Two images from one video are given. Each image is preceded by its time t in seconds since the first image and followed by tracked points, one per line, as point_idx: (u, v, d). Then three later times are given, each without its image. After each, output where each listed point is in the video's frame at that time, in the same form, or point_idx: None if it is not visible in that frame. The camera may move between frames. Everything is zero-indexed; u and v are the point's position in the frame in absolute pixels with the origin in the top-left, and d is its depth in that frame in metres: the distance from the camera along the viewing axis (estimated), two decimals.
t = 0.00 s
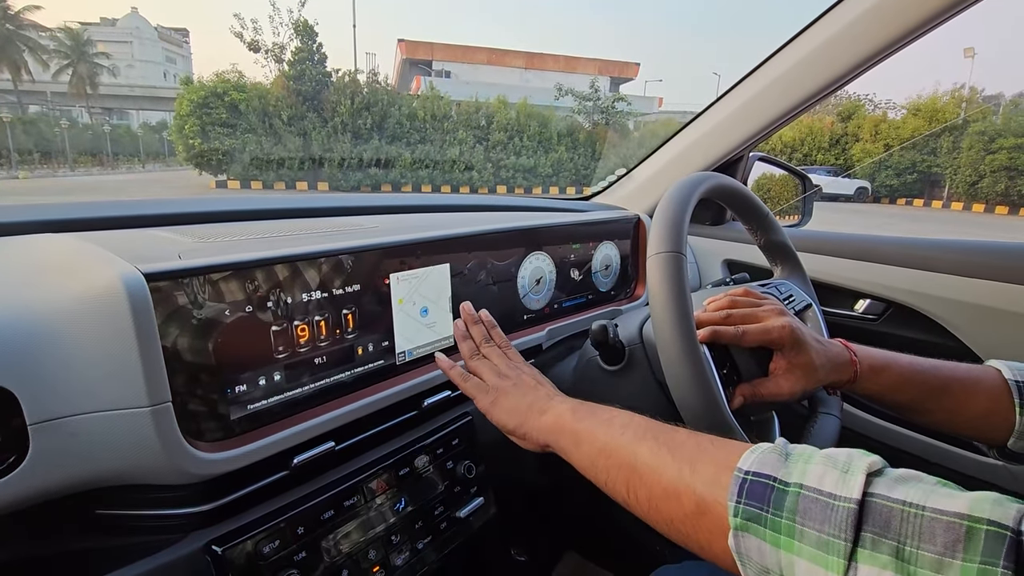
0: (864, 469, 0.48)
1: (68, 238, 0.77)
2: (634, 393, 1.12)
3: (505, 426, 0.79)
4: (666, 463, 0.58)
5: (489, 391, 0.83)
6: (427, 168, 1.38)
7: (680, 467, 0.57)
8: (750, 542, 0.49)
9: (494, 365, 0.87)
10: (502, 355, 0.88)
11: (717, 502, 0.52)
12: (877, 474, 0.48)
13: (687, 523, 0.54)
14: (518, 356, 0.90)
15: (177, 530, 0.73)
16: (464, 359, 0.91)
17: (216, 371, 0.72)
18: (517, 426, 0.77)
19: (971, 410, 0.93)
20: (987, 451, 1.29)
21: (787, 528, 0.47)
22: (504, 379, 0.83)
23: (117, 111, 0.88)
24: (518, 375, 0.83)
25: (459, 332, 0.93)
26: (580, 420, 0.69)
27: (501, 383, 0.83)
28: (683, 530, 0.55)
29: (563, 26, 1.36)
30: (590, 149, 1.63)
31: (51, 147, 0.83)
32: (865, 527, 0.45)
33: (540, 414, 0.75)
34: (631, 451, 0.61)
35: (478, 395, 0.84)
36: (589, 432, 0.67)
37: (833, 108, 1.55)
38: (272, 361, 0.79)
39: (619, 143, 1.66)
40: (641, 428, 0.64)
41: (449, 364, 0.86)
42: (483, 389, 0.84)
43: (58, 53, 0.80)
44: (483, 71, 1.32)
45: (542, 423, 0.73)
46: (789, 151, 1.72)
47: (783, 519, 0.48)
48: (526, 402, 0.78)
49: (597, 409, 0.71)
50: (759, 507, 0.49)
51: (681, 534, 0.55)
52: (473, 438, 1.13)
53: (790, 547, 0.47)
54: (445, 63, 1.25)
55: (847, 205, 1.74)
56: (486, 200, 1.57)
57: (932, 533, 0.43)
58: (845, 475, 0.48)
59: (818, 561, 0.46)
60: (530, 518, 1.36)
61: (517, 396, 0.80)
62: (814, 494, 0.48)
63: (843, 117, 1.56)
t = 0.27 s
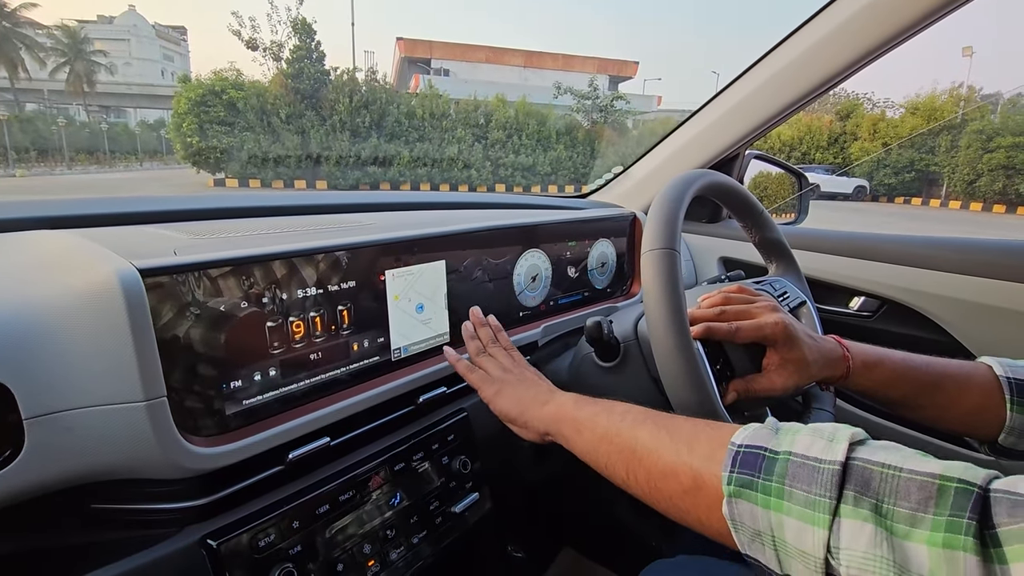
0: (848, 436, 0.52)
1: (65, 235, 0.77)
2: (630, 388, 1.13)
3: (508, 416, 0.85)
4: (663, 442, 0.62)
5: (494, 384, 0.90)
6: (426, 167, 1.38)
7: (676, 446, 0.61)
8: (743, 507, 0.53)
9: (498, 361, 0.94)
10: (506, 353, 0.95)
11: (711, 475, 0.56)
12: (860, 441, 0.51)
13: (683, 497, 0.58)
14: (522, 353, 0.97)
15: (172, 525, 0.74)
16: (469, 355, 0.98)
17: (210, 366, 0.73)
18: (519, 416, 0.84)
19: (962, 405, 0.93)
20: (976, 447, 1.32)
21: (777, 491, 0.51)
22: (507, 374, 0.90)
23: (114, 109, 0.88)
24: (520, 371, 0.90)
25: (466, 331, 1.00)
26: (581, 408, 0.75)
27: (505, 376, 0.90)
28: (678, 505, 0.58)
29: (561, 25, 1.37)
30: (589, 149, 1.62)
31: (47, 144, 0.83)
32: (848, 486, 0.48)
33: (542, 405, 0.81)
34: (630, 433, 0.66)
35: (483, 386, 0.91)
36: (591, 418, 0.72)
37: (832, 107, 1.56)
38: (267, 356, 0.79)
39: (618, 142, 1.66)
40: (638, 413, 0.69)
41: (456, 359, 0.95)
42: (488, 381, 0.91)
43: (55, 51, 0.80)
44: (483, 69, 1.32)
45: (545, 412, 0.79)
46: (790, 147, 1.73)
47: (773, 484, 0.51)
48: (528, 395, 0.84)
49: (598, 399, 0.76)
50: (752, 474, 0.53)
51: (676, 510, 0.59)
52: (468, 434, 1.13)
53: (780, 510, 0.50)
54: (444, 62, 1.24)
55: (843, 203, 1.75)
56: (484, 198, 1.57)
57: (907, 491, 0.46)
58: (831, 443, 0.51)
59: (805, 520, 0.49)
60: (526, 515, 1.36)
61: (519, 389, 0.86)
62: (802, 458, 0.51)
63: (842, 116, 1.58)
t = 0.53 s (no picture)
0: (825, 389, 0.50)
1: (62, 234, 0.78)
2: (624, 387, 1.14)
3: (479, 372, 0.80)
4: (640, 396, 0.59)
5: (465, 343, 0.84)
6: (424, 167, 1.38)
7: (654, 400, 0.58)
8: (717, 456, 0.50)
9: (467, 319, 0.88)
10: (475, 311, 0.89)
11: (688, 429, 0.53)
12: (836, 394, 0.49)
13: (657, 449, 0.55)
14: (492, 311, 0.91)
15: (167, 523, 0.74)
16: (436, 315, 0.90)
17: (206, 365, 0.73)
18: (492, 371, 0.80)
19: (954, 399, 0.90)
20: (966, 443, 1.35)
21: (753, 438, 0.48)
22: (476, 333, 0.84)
23: (111, 109, 0.88)
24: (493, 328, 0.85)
25: (432, 287, 0.92)
26: (557, 363, 0.72)
27: (474, 336, 0.84)
28: (652, 456, 0.56)
29: (557, 24, 1.37)
30: (587, 148, 1.62)
31: (43, 144, 0.83)
32: (823, 433, 0.46)
33: (517, 360, 0.77)
34: (607, 386, 0.63)
35: (453, 343, 0.85)
36: (567, 373, 0.69)
37: (831, 106, 1.57)
38: (263, 354, 0.80)
39: (616, 141, 1.67)
40: (615, 368, 0.66)
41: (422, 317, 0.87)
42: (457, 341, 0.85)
43: (52, 51, 0.80)
44: (481, 69, 1.32)
45: (518, 368, 0.75)
46: (786, 147, 1.74)
47: (750, 432, 0.49)
48: (500, 351, 0.80)
49: (573, 353, 0.73)
50: (729, 423, 0.50)
51: (649, 461, 0.56)
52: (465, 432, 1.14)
53: (755, 457, 0.48)
54: (442, 61, 1.24)
55: (842, 202, 1.76)
56: (482, 198, 1.57)
57: (883, 441, 0.44)
58: (809, 394, 0.49)
59: (781, 467, 0.46)
60: (523, 513, 1.37)
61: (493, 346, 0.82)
62: (780, 406, 0.49)
63: (840, 115, 1.58)
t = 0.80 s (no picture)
0: (832, 421, 0.50)
1: (61, 233, 0.78)
2: (621, 386, 1.14)
3: (440, 428, 0.77)
4: (630, 442, 0.57)
5: (420, 395, 0.81)
6: (424, 167, 1.38)
7: (644, 446, 0.56)
8: (729, 505, 0.49)
9: (419, 368, 0.85)
10: (426, 357, 0.86)
11: (688, 478, 0.52)
12: (844, 425, 0.49)
13: (655, 501, 0.54)
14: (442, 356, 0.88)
15: (166, 521, 0.75)
16: (386, 365, 0.88)
17: (204, 365, 0.74)
18: (455, 424, 0.76)
19: (950, 398, 0.93)
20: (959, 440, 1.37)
21: (767, 486, 0.48)
22: (427, 385, 0.81)
23: (111, 109, 0.88)
24: (451, 374, 0.82)
25: (375, 338, 0.90)
26: (529, 409, 0.69)
27: (426, 388, 0.81)
28: (652, 509, 0.54)
29: (556, 24, 1.38)
30: (586, 147, 1.63)
31: (43, 144, 0.84)
32: (839, 474, 0.46)
33: (480, 408, 0.74)
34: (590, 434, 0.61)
35: (407, 399, 0.82)
36: (543, 420, 0.66)
37: (830, 105, 1.57)
38: (261, 354, 0.80)
39: (615, 140, 1.67)
40: (595, 412, 0.64)
41: (364, 372, 0.83)
42: (408, 396, 0.82)
43: (51, 50, 0.80)
44: (480, 68, 1.33)
45: (485, 418, 0.72)
46: (785, 147, 1.74)
47: (762, 477, 0.48)
48: (460, 402, 0.77)
49: (543, 398, 0.70)
50: (736, 468, 0.49)
51: (649, 513, 0.54)
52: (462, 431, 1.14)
53: (772, 506, 0.48)
54: (442, 61, 1.24)
55: (842, 202, 1.76)
56: (480, 198, 1.57)
57: (902, 479, 0.45)
58: (816, 428, 0.49)
59: (801, 516, 0.46)
60: (521, 512, 1.37)
61: (455, 394, 0.79)
62: (789, 446, 0.49)
63: (839, 114, 1.59)
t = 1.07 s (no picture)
0: (819, 461, 0.53)
1: (61, 232, 0.78)
2: (619, 384, 1.15)
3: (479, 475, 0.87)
4: (641, 486, 0.63)
5: (460, 444, 0.91)
6: (423, 167, 1.39)
7: (654, 489, 0.61)
8: (727, 544, 0.52)
9: (458, 419, 0.95)
10: (463, 410, 0.96)
11: (692, 519, 0.56)
12: (830, 465, 0.53)
13: (667, 540, 0.58)
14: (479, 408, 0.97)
15: (166, 517, 0.75)
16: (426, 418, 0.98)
17: (206, 362, 0.74)
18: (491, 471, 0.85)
19: (945, 395, 0.95)
20: (961, 440, 1.37)
21: (760, 525, 0.50)
22: (467, 435, 0.91)
23: (111, 109, 0.89)
24: (486, 426, 0.92)
25: (416, 393, 0.99)
26: (555, 457, 0.77)
27: (466, 437, 0.91)
28: (665, 547, 0.58)
29: (556, 24, 1.38)
30: (586, 147, 1.64)
31: (41, 144, 0.84)
32: (824, 512, 0.49)
33: (513, 456, 0.83)
34: (606, 478, 0.68)
35: (448, 450, 0.92)
36: (566, 468, 0.74)
37: (829, 105, 1.58)
38: (261, 352, 0.81)
39: (614, 140, 1.68)
40: (611, 458, 0.71)
41: (410, 427, 0.96)
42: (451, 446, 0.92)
43: (49, 50, 0.80)
44: (480, 68, 1.33)
45: (517, 466, 0.81)
46: (785, 147, 1.75)
47: (754, 517, 0.51)
48: (496, 450, 0.86)
49: (569, 445, 0.78)
50: (732, 509, 0.53)
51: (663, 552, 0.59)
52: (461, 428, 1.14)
53: (763, 543, 0.50)
54: (441, 61, 1.25)
55: (841, 202, 1.77)
56: (480, 197, 1.58)
57: (881, 514, 0.47)
58: (803, 469, 0.52)
59: (791, 552, 0.49)
60: (520, 510, 1.38)
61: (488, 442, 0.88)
62: (778, 486, 0.52)
63: (839, 114, 1.60)
